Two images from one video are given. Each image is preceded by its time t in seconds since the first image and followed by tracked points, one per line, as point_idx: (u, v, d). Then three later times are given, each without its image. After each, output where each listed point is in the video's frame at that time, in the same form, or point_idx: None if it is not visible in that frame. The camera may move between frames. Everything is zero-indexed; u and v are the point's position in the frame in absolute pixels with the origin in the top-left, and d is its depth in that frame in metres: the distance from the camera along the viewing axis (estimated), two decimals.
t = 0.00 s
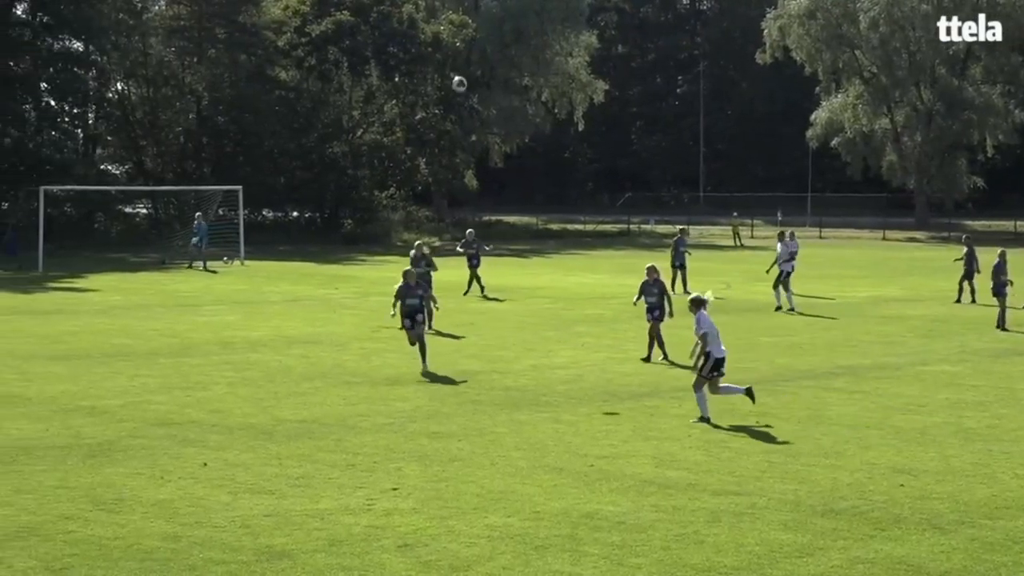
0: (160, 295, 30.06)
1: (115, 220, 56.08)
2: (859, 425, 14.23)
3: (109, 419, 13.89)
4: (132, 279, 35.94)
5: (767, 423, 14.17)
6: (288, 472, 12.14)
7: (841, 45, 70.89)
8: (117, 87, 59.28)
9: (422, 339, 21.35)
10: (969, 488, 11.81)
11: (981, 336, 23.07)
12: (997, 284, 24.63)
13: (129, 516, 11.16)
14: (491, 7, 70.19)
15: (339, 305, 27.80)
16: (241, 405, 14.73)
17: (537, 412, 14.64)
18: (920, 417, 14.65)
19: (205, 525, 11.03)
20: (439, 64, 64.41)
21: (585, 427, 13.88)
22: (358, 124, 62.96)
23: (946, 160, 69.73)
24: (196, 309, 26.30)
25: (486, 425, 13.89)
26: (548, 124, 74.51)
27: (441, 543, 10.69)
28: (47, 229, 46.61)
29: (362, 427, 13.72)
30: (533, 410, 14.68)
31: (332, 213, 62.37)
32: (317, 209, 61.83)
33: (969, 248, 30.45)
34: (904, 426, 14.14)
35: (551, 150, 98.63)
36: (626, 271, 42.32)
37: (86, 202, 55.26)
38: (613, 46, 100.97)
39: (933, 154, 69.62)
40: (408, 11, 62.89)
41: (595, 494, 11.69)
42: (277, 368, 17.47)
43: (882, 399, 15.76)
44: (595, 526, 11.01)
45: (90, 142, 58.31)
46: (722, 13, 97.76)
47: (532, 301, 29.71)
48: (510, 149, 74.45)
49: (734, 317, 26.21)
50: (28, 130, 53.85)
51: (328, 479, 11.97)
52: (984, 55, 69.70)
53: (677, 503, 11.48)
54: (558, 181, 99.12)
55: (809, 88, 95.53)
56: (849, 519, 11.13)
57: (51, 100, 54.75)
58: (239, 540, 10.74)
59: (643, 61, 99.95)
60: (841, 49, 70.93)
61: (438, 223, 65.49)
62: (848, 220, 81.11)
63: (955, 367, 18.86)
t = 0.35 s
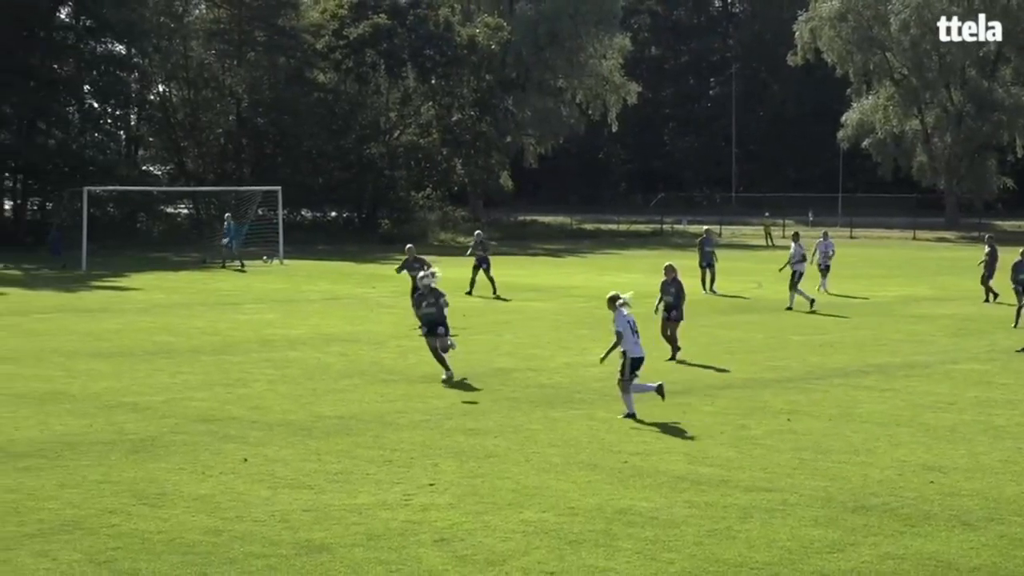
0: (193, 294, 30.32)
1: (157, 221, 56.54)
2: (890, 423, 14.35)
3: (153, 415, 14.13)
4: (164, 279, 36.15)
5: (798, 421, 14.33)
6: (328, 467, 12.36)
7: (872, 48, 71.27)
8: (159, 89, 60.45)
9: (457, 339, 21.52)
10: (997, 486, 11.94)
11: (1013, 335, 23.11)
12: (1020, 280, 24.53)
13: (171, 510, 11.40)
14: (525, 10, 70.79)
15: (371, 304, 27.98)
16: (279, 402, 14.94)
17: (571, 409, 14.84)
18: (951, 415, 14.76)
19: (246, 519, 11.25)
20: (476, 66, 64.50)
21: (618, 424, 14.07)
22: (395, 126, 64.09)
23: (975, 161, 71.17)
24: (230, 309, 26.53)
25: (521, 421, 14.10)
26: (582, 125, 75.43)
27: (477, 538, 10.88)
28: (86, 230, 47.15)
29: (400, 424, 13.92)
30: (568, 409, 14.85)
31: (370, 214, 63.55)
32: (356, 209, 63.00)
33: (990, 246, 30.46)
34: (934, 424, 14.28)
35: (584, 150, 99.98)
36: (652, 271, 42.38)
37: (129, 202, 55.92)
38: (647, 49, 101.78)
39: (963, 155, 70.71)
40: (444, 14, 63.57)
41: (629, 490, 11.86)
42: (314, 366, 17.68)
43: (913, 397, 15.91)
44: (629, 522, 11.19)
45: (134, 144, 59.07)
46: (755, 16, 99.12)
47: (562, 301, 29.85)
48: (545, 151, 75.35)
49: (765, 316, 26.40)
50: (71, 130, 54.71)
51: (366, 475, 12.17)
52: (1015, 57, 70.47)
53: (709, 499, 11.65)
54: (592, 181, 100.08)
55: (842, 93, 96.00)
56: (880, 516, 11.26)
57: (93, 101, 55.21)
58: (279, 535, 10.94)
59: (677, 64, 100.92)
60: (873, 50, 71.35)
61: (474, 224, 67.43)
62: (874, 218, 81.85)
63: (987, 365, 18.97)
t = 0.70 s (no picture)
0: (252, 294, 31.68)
1: (231, 224, 60.73)
2: (920, 415, 15.04)
3: (227, 405, 15.18)
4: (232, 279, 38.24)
5: (832, 413, 15.05)
6: (389, 455, 13.22)
7: (902, 62, 72.23)
8: (232, 101, 64.82)
9: (508, 336, 22.50)
10: (1021, 476, 12.59)
11: None
12: None
13: (244, 495, 12.25)
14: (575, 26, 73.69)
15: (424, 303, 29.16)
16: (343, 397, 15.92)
17: (617, 402, 15.67)
18: (978, 408, 15.41)
19: (313, 502, 12.06)
20: (528, 79, 69.00)
21: (662, 416, 14.85)
22: (453, 135, 68.45)
23: (1001, 169, 72.27)
24: (289, 307, 27.82)
25: (571, 413, 14.92)
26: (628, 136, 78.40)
27: (530, 521, 11.64)
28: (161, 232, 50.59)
29: (458, 415, 14.84)
30: (615, 400, 15.70)
31: (430, 218, 68.83)
32: (416, 213, 68.24)
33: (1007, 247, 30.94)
34: (962, 417, 14.93)
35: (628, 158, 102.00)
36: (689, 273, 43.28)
37: (206, 205, 59.79)
38: (689, 63, 102.79)
39: (987, 163, 72.01)
40: (498, 30, 67.82)
41: (672, 477, 12.62)
42: (373, 361, 18.66)
43: (943, 391, 16.60)
44: (673, 507, 11.92)
45: (208, 151, 62.87)
46: (792, 29, 100.46)
47: (606, 301, 30.82)
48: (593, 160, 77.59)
49: (801, 315, 27.17)
50: (152, 140, 60.15)
51: (426, 462, 13.02)
52: None
53: (748, 486, 12.38)
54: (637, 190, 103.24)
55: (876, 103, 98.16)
56: (909, 503, 11.94)
57: (173, 113, 60.62)
58: (345, 518, 11.73)
59: (717, 77, 102.46)
60: (903, 65, 72.32)
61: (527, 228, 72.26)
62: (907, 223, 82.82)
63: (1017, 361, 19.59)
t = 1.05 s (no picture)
0: (306, 295, 33.03)
1: (297, 227, 63.21)
2: (948, 407, 15.73)
3: (292, 398, 16.26)
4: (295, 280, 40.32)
5: (862, 405, 15.78)
6: (445, 445, 14.09)
7: (930, 73, 72.59)
8: (299, 112, 68.82)
9: (553, 334, 23.51)
10: None
11: None
12: None
13: (308, 480, 13.11)
14: (620, 40, 76.30)
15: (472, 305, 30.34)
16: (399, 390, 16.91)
17: (659, 394, 16.53)
18: (1003, 402, 16.04)
19: (374, 488, 12.89)
20: (576, 91, 71.53)
21: (701, 408, 15.67)
22: (506, 143, 71.58)
23: None
24: (342, 308, 29.08)
25: (615, 406, 15.80)
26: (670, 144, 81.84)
27: (577, 507, 12.41)
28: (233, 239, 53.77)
29: (507, 407, 15.81)
30: (656, 393, 16.60)
31: (483, 221, 71.94)
32: (470, 217, 71.49)
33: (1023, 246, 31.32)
34: (988, 410, 15.58)
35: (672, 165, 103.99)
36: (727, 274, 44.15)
37: (273, 209, 62.55)
38: (728, 76, 105.09)
39: (1013, 170, 72.37)
40: (547, 45, 70.23)
41: (711, 466, 13.40)
42: (427, 358, 19.71)
43: (970, 384, 17.29)
44: (713, 494, 12.66)
45: (276, 160, 66.99)
46: (824, 44, 103.25)
47: (646, 301, 31.80)
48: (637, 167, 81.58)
49: (836, 312, 27.93)
50: (224, 147, 62.64)
51: (479, 451, 13.90)
52: None
53: (784, 475, 13.10)
54: (677, 194, 103.71)
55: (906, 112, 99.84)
56: (936, 492, 12.61)
57: (243, 123, 63.22)
58: (405, 503, 12.54)
59: (755, 88, 104.69)
60: (931, 76, 72.66)
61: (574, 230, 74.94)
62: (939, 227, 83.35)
63: None
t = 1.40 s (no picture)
0: (356, 296, 33.53)
1: (349, 227, 65.57)
2: (996, 407, 15.74)
3: (345, 396, 16.56)
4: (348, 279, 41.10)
5: (910, 405, 15.83)
6: (495, 443, 14.31)
7: (978, 74, 72.74)
8: (351, 113, 72.59)
9: (602, 333, 23.74)
10: None
11: None
12: None
13: (360, 477, 13.34)
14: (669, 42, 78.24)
15: (520, 304, 30.66)
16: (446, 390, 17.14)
17: (707, 393, 16.67)
18: None
19: (424, 485, 13.08)
20: (625, 93, 74.30)
21: (748, 407, 15.79)
22: (555, 144, 74.72)
23: None
24: (392, 309, 29.50)
25: (663, 404, 15.96)
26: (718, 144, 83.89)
27: (625, 504, 12.55)
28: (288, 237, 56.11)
29: (556, 405, 16.02)
30: (704, 391, 16.75)
31: (531, 220, 74.54)
32: (520, 217, 74.15)
33: None
34: None
35: (719, 167, 105.60)
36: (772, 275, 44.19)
37: (325, 210, 65.12)
38: (775, 77, 105.26)
39: None
40: (596, 46, 73.16)
41: (757, 463, 13.52)
42: (479, 358, 20.03)
43: (1018, 384, 17.28)
44: (760, 492, 12.76)
45: (331, 159, 71.17)
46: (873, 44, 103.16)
47: (693, 300, 31.97)
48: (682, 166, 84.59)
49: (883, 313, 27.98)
50: (276, 148, 65.25)
51: (528, 449, 14.09)
52: None
53: (831, 474, 13.18)
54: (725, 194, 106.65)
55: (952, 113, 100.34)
56: (984, 492, 12.64)
57: (296, 124, 66.22)
58: (454, 500, 12.72)
59: (802, 88, 104.72)
60: (979, 78, 72.87)
61: (622, 229, 77.80)
62: (983, 228, 82.65)
63: None
